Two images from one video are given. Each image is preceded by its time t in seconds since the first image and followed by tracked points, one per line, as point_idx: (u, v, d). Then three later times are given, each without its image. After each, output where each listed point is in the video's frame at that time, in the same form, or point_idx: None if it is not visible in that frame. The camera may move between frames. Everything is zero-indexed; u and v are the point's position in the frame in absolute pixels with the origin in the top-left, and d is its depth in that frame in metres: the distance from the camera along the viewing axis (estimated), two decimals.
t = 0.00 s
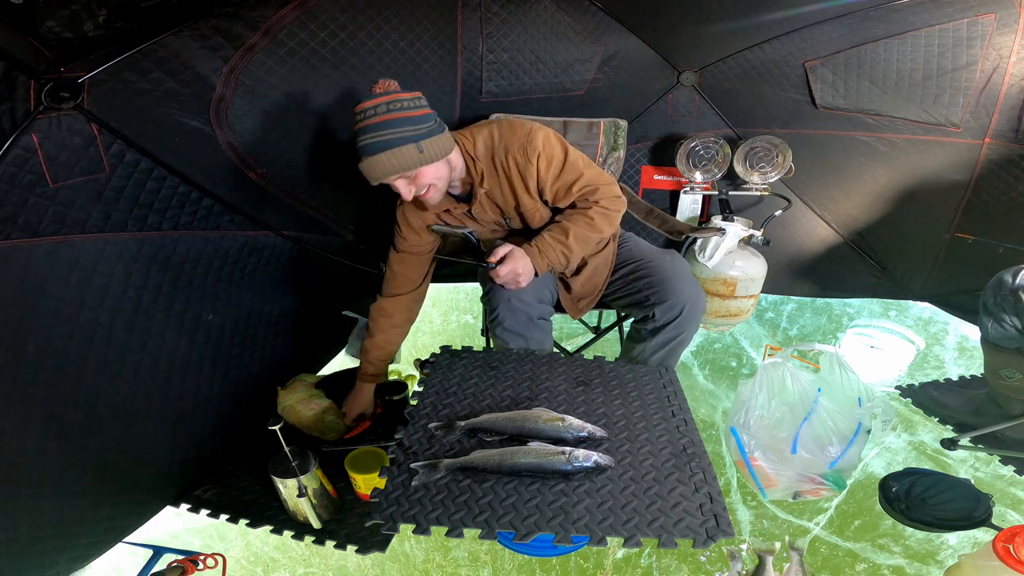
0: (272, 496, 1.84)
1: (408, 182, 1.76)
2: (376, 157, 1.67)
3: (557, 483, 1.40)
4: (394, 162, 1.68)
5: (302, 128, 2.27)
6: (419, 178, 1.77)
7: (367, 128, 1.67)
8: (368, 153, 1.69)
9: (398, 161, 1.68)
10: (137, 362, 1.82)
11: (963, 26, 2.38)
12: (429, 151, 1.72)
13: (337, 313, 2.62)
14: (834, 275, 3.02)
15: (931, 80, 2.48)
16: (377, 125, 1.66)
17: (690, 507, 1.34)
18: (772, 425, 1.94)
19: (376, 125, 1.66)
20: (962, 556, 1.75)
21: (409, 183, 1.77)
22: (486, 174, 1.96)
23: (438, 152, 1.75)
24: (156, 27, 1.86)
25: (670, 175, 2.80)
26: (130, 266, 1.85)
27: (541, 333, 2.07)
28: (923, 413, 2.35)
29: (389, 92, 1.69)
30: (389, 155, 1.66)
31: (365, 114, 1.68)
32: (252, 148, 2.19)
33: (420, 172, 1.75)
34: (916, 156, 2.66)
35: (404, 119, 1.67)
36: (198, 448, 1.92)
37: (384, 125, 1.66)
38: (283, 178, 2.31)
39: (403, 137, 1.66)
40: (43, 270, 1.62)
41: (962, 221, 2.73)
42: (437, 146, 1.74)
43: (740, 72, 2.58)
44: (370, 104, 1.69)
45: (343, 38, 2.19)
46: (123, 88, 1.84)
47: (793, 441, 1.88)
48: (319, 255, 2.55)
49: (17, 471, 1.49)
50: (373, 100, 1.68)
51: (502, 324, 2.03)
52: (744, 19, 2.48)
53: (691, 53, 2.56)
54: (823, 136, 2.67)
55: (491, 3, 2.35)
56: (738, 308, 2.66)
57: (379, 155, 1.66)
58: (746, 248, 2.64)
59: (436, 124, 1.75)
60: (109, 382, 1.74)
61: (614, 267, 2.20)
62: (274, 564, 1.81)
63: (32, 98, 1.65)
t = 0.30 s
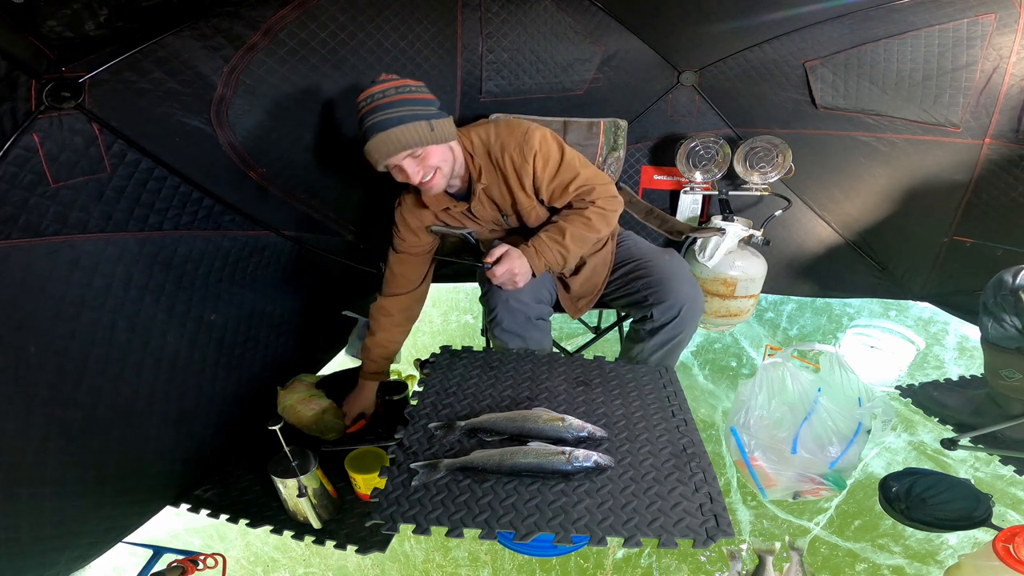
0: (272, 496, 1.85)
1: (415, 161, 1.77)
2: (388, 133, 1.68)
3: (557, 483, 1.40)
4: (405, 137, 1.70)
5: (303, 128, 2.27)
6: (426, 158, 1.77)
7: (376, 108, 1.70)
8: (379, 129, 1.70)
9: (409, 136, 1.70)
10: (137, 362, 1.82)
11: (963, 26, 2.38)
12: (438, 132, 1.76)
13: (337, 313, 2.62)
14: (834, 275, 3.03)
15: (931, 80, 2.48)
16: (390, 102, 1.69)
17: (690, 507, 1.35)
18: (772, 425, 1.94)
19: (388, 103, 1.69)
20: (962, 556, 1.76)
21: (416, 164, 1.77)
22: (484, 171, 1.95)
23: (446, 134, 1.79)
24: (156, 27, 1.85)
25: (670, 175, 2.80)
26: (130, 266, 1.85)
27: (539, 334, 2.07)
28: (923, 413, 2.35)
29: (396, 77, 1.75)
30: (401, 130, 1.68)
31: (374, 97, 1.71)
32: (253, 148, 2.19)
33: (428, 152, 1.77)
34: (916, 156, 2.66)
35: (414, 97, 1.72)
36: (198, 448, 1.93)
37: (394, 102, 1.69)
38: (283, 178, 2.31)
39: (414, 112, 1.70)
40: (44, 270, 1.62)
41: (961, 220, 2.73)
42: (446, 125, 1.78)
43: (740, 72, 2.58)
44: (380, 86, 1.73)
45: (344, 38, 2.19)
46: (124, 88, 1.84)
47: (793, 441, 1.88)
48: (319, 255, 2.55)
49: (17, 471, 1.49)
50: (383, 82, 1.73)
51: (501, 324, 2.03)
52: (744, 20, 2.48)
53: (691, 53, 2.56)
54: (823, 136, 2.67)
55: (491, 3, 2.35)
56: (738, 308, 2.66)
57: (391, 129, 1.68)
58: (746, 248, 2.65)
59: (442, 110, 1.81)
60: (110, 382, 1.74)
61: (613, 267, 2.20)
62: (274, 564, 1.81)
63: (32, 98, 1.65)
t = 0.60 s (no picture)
0: (272, 496, 1.85)
1: (458, 117, 1.76)
2: (443, 88, 1.70)
3: (557, 483, 1.40)
4: (457, 89, 1.71)
5: (303, 128, 2.27)
6: (467, 120, 1.78)
7: (432, 64, 1.71)
8: (434, 76, 1.70)
9: (462, 89, 1.72)
10: (137, 362, 1.82)
11: (963, 26, 2.38)
12: (485, 97, 1.79)
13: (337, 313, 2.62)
14: (834, 275, 3.03)
15: (931, 80, 2.48)
16: (448, 54, 1.72)
17: (690, 507, 1.35)
18: (772, 425, 1.94)
19: (446, 55, 1.72)
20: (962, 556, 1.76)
21: (457, 125, 1.78)
22: (510, 149, 1.96)
23: (490, 103, 1.83)
24: (156, 27, 1.85)
25: (670, 175, 2.80)
26: (130, 266, 1.85)
27: (540, 334, 2.07)
28: (923, 413, 2.35)
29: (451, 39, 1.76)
30: (455, 80, 1.70)
31: (431, 53, 1.72)
32: (253, 148, 2.19)
33: (472, 111, 1.77)
34: (916, 156, 2.66)
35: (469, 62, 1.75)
36: (198, 448, 1.93)
37: (452, 62, 1.71)
38: (283, 178, 2.31)
39: (471, 73, 1.74)
40: (44, 270, 1.62)
41: (961, 220, 2.73)
42: (491, 94, 1.82)
43: (740, 72, 2.58)
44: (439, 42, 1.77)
45: (343, 38, 2.20)
46: (124, 88, 1.84)
47: (793, 441, 1.88)
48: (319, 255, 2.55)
49: (18, 471, 1.49)
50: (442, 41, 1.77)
51: (502, 324, 2.03)
52: (744, 20, 2.48)
53: (691, 53, 2.56)
54: (822, 136, 2.67)
55: (491, 3, 2.35)
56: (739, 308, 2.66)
57: (446, 78, 1.69)
58: (746, 248, 2.65)
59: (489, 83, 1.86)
60: (110, 382, 1.74)
61: (613, 266, 2.20)
62: (274, 564, 1.81)
63: (32, 98, 1.65)
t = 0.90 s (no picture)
0: (272, 496, 1.85)
1: (506, 80, 1.84)
2: (505, 49, 1.77)
3: (557, 483, 1.40)
4: (516, 56, 1.78)
5: (303, 128, 2.27)
6: (518, 82, 1.84)
7: (509, 19, 1.79)
8: (498, 36, 1.77)
9: (519, 55, 1.78)
10: (137, 362, 1.82)
11: (963, 26, 2.38)
12: (541, 72, 1.86)
13: (337, 313, 2.62)
14: (833, 275, 3.03)
15: (931, 80, 2.48)
16: (523, 22, 1.79)
17: (690, 507, 1.35)
18: (772, 425, 1.94)
19: (521, 21, 1.79)
20: (962, 556, 1.76)
21: (507, 80, 1.84)
22: (550, 129, 2.01)
23: (544, 78, 1.89)
24: (156, 27, 1.85)
25: (670, 175, 2.81)
26: (130, 266, 1.85)
27: (543, 332, 2.08)
28: (923, 413, 2.35)
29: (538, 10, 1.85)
30: (516, 46, 1.77)
31: (513, 12, 1.81)
32: (253, 148, 2.19)
33: (521, 79, 1.84)
34: (916, 156, 2.66)
35: (543, 35, 1.83)
36: (198, 448, 1.93)
37: (528, 27, 1.79)
38: (282, 178, 2.31)
39: (536, 46, 1.80)
40: (44, 270, 1.62)
41: (960, 220, 2.74)
42: (548, 70, 1.88)
43: (740, 72, 2.58)
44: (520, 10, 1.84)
45: (343, 38, 2.20)
46: (124, 88, 1.83)
47: (793, 441, 1.88)
48: (318, 254, 2.55)
49: (18, 471, 1.49)
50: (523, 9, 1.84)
51: (505, 322, 2.04)
52: (744, 20, 2.47)
53: (691, 53, 2.55)
54: (822, 136, 2.67)
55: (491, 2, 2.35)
56: (738, 308, 2.66)
57: (509, 41, 1.77)
58: (746, 248, 2.65)
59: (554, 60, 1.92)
60: (110, 382, 1.74)
61: (614, 266, 2.20)
62: (274, 564, 1.81)
63: (32, 98, 1.65)
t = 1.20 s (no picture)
0: (272, 496, 1.85)
1: (535, 70, 1.90)
2: (538, 39, 1.84)
3: (557, 483, 1.40)
4: (549, 47, 1.85)
5: (303, 129, 2.27)
6: (549, 70, 1.90)
7: (546, 11, 1.88)
8: (532, 27, 1.85)
9: (551, 46, 1.85)
10: (138, 362, 1.82)
11: (963, 26, 2.38)
12: (573, 65, 1.92)
13: (337, 313, 2.62)
14: (833, 275, 3.03)
15: (931, 80, 2.48)
16: (559, 16, 1.87)
17: (690, 507, 1.35)
18: (772, 425, 1.94)
19: (556, 16, 1.87)
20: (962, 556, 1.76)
21: (539, 67, 1.90)
22: (576, 122, 2.06)
23: (574, 72, 1.95)
24: (156, 27, 1.85)
25: (670, 176, 2.80)
26: (130, 266, 1.84)
27: (544, 332, 2.07)
28: (923, 413, 2.35)
29: (574, 6, 1.94)
30: (547, 38, 1.84)
31: (550, 5, 1.90)
32: (253, 148, 2.19)
33: (551, 70, 1.91)
34: (916, 156, 2.66)
35: (577, 30, 1.91)
36: (198, 448, 1.93)
37: (563, 19, 1.88)
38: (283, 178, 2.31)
39: (569, 39, 1.87)
40: (44, 271, 1.62)
41: (960, 220, 2.74)
42: (579, 64, 1.94)
43: (740, 72, 2.58)
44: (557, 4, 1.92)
45: (343, 38, 2.20)
46: (124, 88, 1.83)
47: (793, 441, 1.88)
48: (319, 255, 2.55)
49: (18, 471, 1.49)
50: (560, 4, 1.92)
51: (507, 322, 2.04)
52: (744, 19, 2.47)
53: (691, 53, 2.55)
54: (822, 136, 2.67)
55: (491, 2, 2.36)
56: (738, 308, 2.66)
57: (541, 33, 1.84)
58: (746, 248, 2.65)
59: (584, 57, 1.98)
60: (110, 382, 1.74)
61: (614, 266, 2.20)
62: (274, 564, 1.81)
63: (32, 98, 1.65)
